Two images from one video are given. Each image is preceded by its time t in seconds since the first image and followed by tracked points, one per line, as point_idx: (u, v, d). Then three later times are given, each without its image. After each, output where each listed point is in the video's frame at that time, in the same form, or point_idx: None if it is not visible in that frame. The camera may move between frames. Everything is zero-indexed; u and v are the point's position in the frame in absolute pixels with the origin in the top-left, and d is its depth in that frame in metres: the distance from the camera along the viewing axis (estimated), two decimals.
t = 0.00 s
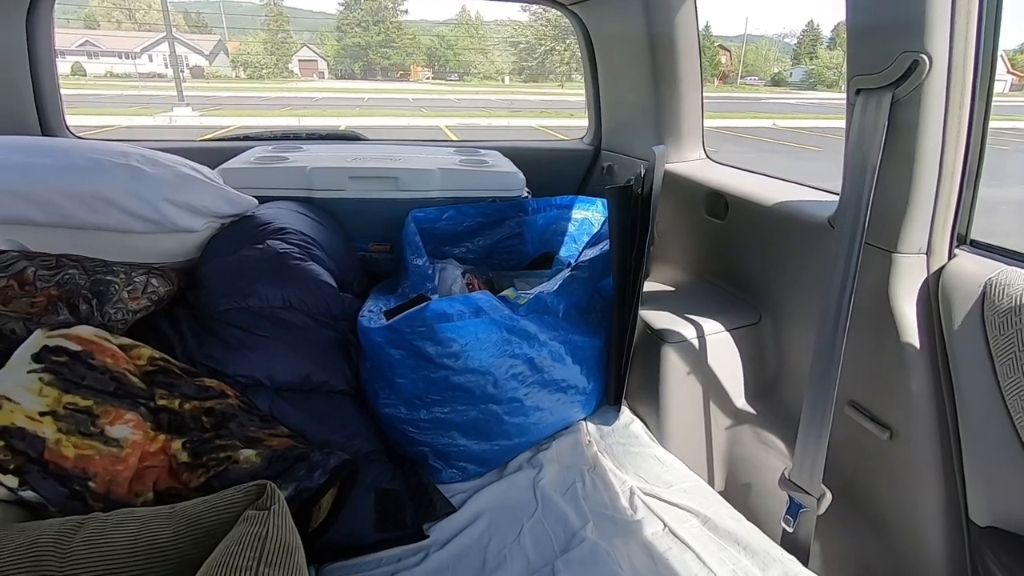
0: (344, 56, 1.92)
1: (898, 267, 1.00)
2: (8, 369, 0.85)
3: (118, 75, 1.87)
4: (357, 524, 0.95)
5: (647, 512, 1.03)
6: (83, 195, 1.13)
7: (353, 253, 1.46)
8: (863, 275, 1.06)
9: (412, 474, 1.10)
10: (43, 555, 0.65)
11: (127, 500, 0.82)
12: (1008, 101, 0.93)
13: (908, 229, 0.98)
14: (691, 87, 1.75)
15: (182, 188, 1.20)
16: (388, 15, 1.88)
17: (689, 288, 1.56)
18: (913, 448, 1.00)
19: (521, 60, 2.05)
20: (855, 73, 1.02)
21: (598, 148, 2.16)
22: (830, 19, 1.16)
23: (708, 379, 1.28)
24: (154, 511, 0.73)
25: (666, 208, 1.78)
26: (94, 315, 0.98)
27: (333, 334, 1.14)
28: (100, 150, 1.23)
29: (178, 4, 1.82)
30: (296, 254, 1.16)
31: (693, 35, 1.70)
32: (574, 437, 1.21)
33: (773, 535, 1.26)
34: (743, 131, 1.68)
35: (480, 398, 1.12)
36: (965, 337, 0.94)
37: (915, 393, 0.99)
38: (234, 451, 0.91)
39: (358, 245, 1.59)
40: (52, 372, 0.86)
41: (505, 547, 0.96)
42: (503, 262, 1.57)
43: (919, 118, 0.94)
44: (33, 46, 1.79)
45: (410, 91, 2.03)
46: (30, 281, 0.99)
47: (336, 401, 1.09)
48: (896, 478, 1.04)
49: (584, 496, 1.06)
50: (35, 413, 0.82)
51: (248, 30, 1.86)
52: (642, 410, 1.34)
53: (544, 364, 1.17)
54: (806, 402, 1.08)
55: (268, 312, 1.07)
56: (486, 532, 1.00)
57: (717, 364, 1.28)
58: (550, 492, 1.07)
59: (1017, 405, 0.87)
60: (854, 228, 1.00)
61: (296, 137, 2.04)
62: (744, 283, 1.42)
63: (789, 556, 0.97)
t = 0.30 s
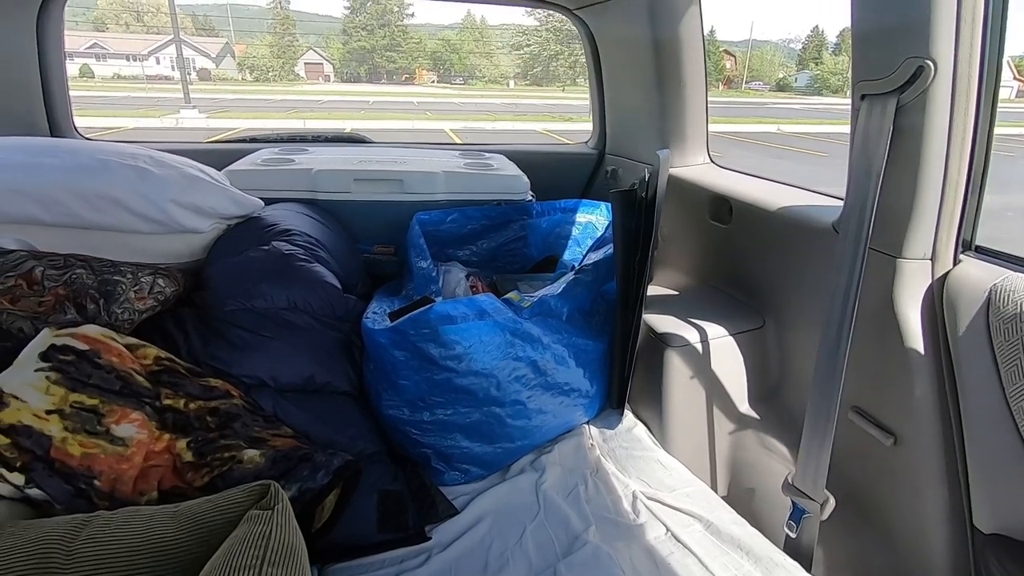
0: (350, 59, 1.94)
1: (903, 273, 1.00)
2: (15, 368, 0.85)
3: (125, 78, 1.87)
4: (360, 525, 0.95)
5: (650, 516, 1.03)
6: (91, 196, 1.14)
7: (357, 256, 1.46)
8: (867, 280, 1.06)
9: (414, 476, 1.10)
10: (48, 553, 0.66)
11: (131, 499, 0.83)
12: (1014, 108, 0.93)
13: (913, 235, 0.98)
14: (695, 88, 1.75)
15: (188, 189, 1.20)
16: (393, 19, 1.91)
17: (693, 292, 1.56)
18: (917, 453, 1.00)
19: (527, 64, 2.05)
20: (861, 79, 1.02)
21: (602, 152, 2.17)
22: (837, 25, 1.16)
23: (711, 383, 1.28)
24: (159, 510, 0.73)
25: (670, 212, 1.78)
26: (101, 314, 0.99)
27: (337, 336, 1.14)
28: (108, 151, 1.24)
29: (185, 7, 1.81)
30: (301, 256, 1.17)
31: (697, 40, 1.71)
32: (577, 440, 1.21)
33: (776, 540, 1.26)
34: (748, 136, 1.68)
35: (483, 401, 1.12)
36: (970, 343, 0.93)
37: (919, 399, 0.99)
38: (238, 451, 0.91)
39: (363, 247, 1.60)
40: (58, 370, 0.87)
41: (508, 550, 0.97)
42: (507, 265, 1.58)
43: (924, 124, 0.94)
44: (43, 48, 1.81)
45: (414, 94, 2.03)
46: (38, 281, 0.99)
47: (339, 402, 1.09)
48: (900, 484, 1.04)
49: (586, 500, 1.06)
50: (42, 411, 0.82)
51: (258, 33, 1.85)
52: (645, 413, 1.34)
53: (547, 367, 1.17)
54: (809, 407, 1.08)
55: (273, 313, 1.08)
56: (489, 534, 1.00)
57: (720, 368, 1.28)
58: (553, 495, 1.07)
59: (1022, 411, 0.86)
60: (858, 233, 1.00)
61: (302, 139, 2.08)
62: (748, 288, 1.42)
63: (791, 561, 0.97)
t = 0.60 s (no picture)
0: (354, 63, 1.94)
1: (905, 277, 1.00)
2: (23, 368, 0.87)
3: (129, 80, 1.88)
4: (362, 526, 0.95)
5: (651, 519, 1.03)
6: (98, 198, 1.15)
7: (361, 258, 1.47)
8: (869, 284, 1.06)
9: (416, 477, 1.11)
10: (56, 552, 0.66)
11: (136, 499, 0.83)
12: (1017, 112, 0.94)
13: (915, 239, 0.99)
14: (698, 92, 1.76)
15: (194, 191, 1.21)
16: (397, 22, 1.96)
17: (695, 295, 1.56)
18: (918, 457, 1.00)
19: (530, 67, 2.07)
20: (862, 84, 1.03)
21: (605, 156, 2.18)
22: (841, 29, 1.17)
23: (713, 387, 1.28)
24: (165, 509, 0.74)
25: (672, 216, 1.79)
26: (107, 316, 1.00)
27: (340, 337, 1.15)
28: (115, 152, 1.25)
29: (191, 10, 1.83)
30: (305, 258, 1.18)
31: (701, 43, 1.71)
32: (578, 442, 1.21)
33: (778, 544, 1.26)
34: (750, 139, 1.69)
35: (486, 403, 1.13)
36: (972, 348, 0.94)
37: (921, 404, 0.99)
38: (242, 452, 0.92)
39: (367, 250, 1.61)
40: (65, 371, 0.88)
41: (510, 552, 0.97)
42: (510, 267, 1.59)
43: (926, 128, 0.95)
44: (51, 50, 1.83)
45: (418, 97, 2.04)
46: (45, 281, 1.01)
47: (343, 404, 1.10)
48: (902, 489, 1.04)
49: (588, 502, 1.07)
50: (49, 411, 0.84)
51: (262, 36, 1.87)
52: (647, 416, 1.34)
53: (549, 370, 1.18)
54: (811, 411, 1.08)
55: (277, 315, 1.09)
56: (491, 536, 1.00)
57: (722, 372, 1.29)
58: (555, 498, 1.07)
59: None
60: (860, 237, 1.00)
61: (306, 142, 2.08)
62: (751, 292, 1.43)
63: (792, 565, 0.97)
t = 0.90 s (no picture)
0: (360, 64, 1.95)
1: (912, 277, 1.00)
2: (34, 365, 0.88)
3: (138, 82, 1.89)
4: (368, 525, 0.96)
5: (656, 520, 1.04)
6: (107, 198, 1.16)
7: (367, 258, 1.47)
8: (876, 285, 1.06)
9: (421, 476, 1.11)
10: (66, 548, 0.68)
11: (145, 496, 0.84)
12: None
13: (921, 240, 0.99)
14: (703, 93, 1.76)
15: (202, 191, 1.22)
16: (403, 24, 1.96)
17: (700, 296, 1.56)
18: (925, 459, 1.00)
19: (535, 68, 2.07)
20: (868, 85, 1.03)
21: (610, 157, 2.18)
22: (846, 30, 1.17)
23: (718, 388, 1.28)
24: (173, 506, 0.74)
25: (677, 217, 1.79)
26: (117, 314, 1.01)
27: (346, 337, 1.16)
28: (125, 153, 1.27)
29: (199, 12, 1.82)
30: (312, 258, 1.19)
31: (706, 46, 1.72)
32: (583, 443, 1.21)
33: (782, 544, 1.26)
34: (756, 141, 1.69)
35: (491, 403, 1.13)
36: (979, 349, 0.93)
37: (928, 404, 0.99)
38: (250, 450, 0.92)
39: (372, 250, 1.62)
40: (76, 368, 0.89)
41: (514, 551, 0.97)
42: (516, 268, 1.59)
43: (932, 128, 0.95)
44: (61, 52, 1.84)
45: (423, 99, 2.04)
46: (56, 280, 1.02)
47: (349, 403, 1.10)
48: (908, 490, 1.04)
49: (593, 502, 1.07)
50: (59, 408, 0.84)
51: (269, 37, 1.87)
52: (651, 417, 1.34)
53: (554, 370, 1.18)
54: (816, 412, 1.08)
55: (284, 314, 1.10)
56: (496, 536, 1.01)
57: (727, 373, 1.29)
58: (560, 497, 1.08)
59: None
60: (866, 238, 1.00)
61: (313, 143, 2.10)
62: (756, 293, 1.43)
63: (798, 566, 0.97)
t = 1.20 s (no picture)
0: (362, 63, 1.95)
1: (911, 275, 1.00)
2: (34, 363, 0.88)
3: (142, 82, 1.88)
4: (366, 523, 0.96)
5: (655, 519, 1.03)
6: (107, 197, 1.17)
7: (366, 257, 1.48)
8: (875, 283, 1.06)
9: (420, 475, 1.11)
10: (62, 545, 0.68)
11: (143, 493, 0.84)
12: None
13: (920, 238, 0.98)
14: (704, 92, 1.76)
15: (202, 190, 1.23)
16: (406, 24, 1.97)
17: (700, 295, 1.56)
18: (925, 458, 1.00)
19: (536, 66, 2.06)
20: (867, 82, 1.03)
21: (611, 156, 2.18)
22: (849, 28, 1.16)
23: (717, 387, 1.28)
24: (170, 504, 0.75)
25: (677, 215, 1.79)
26: (116, 313, 1.01)
27: (346, 336, 1.16)
28: (125, 152, 1.27)
29: (202, 11, 1.84)
30: (311, 257, 1.19)
31: (707, 45, 1.72)
32: (582, 441, 1.21)
33: (781, 543, 1.26)
34: (758, 140, 1.68)
35: (490, 401, 1.13)
36: (978, 347, 0.93)
37: (927, 403, 0.98)
38: (248, 448, 0.93)
39: (372, 249, 1.62)
40: (74, 366, 0.89)
41: (513, 549, 0.97)
42: (515, 267, 1.59)
43: (931, 126, 0.94)
44: (63, 51, 1.85)
45: (425, 98, 2.03)
46: (55, 279, 1.02)
47: (348, 401, 1.11)
48: (908, 489, 1.04)
49: (591, 501, 1.07)
50: (58, 406, 0.85)
51: (270, 39, 1.86)
52: (650, 415, 1.34)
53: (553, 369, 1.18)
54: (815, 410, 1.07)
55: (283, 313, 1.10)
56: (495, 534, 1.01)
57: (727, 371, 1.28)
58: (558, 496, 1.08)
59: None
60: (865, 235, 1.00)
61: (314, 142, 2.11)
62: (756, 291, 1.43)
63: (796, 564, 0.96)
